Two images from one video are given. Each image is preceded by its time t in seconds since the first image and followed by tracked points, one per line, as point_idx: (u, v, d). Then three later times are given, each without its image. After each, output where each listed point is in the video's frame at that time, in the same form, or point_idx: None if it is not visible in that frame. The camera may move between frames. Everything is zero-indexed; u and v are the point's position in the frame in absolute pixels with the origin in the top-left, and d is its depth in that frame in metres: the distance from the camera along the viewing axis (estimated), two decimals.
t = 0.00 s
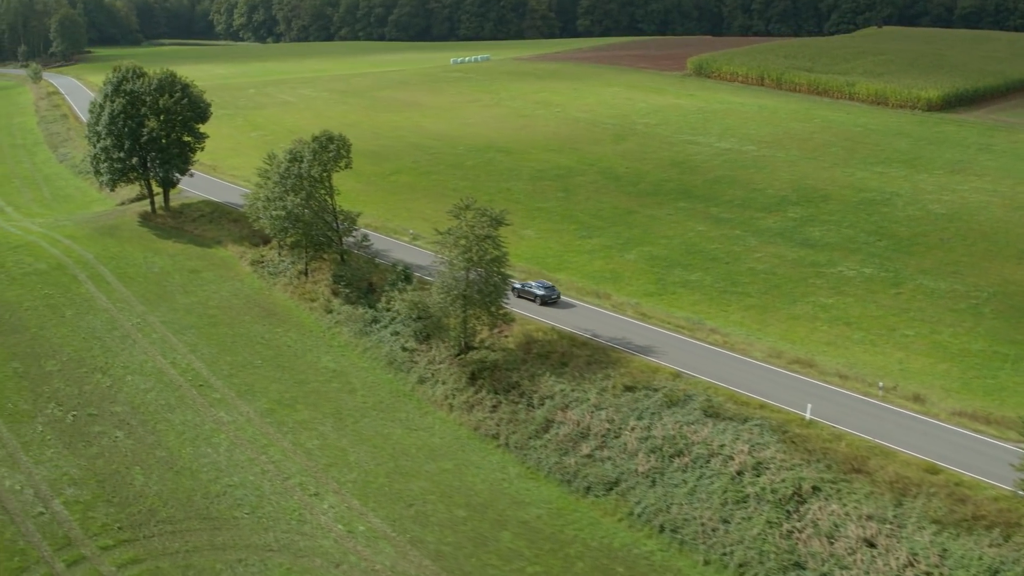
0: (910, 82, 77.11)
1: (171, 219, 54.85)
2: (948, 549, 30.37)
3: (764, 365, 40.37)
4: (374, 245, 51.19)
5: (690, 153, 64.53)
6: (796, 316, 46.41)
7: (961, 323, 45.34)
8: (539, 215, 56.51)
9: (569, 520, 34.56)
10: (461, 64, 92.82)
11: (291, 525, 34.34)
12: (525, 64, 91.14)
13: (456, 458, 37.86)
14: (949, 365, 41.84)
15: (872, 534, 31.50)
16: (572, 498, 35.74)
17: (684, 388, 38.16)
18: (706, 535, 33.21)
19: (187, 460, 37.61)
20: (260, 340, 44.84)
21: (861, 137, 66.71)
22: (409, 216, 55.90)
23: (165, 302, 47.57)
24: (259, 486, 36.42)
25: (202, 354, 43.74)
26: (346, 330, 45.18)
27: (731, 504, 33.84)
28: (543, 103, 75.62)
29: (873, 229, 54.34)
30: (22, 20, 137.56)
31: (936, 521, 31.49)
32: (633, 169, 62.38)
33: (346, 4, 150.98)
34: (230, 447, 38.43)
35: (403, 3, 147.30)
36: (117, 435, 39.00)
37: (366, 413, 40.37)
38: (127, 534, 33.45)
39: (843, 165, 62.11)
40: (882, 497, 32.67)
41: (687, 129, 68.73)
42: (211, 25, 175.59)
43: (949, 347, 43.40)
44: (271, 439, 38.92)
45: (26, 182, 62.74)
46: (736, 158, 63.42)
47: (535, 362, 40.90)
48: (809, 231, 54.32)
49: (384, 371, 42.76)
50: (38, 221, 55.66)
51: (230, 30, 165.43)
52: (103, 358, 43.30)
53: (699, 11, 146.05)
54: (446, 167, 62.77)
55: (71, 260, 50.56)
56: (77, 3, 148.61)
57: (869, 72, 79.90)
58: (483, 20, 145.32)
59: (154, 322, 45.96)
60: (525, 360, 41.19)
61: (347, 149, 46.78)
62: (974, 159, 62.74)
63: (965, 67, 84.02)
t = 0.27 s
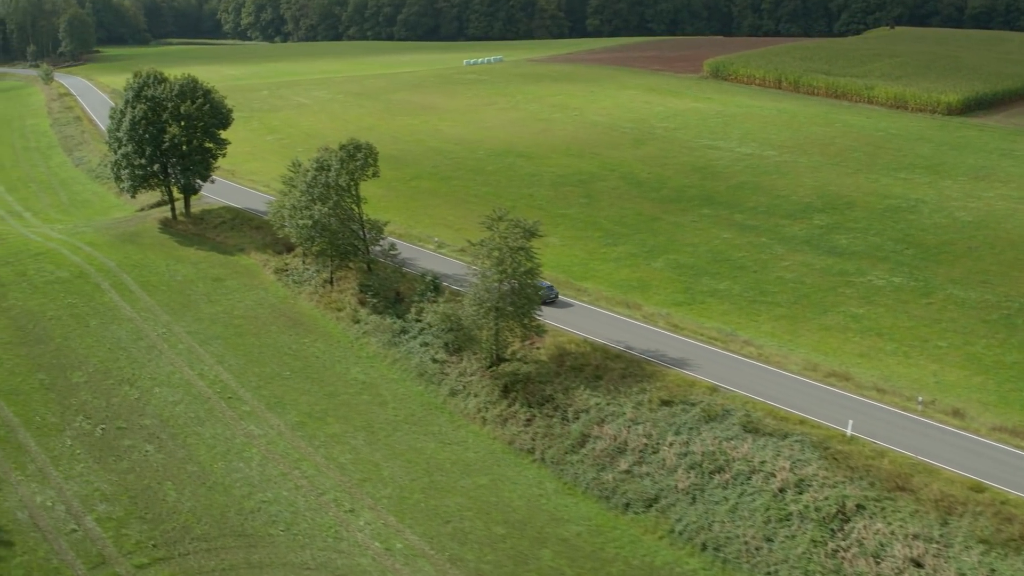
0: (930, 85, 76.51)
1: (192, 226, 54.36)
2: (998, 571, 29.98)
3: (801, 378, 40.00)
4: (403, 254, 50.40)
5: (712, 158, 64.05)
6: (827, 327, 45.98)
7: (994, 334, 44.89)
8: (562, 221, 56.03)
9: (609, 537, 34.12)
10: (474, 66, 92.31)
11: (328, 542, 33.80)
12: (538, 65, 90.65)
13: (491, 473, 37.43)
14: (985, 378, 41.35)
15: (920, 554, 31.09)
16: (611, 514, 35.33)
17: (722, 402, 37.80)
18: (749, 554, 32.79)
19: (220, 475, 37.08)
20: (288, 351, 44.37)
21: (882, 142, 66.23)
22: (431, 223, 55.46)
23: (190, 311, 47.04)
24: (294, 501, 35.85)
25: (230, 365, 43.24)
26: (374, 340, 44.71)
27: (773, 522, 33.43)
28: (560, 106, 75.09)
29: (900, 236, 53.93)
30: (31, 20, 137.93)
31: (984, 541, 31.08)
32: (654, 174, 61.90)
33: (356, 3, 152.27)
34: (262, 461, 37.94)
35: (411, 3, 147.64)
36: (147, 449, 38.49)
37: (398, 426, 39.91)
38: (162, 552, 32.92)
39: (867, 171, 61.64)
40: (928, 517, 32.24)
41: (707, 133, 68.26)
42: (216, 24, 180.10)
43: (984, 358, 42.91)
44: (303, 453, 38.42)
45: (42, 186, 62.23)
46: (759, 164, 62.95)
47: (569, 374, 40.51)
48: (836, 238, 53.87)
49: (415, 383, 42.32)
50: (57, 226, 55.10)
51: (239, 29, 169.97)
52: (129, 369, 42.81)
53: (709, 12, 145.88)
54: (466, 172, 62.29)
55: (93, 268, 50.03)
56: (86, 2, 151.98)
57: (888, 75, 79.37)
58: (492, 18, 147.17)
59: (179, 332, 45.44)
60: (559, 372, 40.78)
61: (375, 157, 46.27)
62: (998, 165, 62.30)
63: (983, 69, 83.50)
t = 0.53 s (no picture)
0: (950, 88, 75.90)
1: (214, 232, 53.90)
2: None
3: (838, 392, 39.56)
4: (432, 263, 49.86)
5: (734, 163, 63.61)
6: (859, 338, 45.51)
7: None
8: (586, 228, 55.57)
9: (650, 555, 33.67)
10: (488, 67, 91.83)
11: (365, 560, 33.20)
12: (553, 66, 90.20)
13: (527, 489, 36.98)
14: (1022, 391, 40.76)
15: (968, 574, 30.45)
16: (651, 532, 34.91)
17: (761, 417, 37.41)
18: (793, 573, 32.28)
19: (253, 490, 36.52)
20: (317, 361, 43.91)
21: (905, 147, 65.80)
22: (455, 230, 55.00)
23: (215, 321, 46.51)
24: (329, 518, 35.21)
25: (258, 376, 42.76)
26: (403, 351, 44.26)
27: (817, 540, 32.89)
28: (577, 109, 74.55)
29: (928, 244, 53.50)
30: (39, 18, 140.43)
31: None
32: (677, 180, 61.46)
33: (363, 2, 154.18)
34: (295, 476, 37.43)
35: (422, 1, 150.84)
36: (177, 464, 37.97)
37: (431, 440, 39.47)
38: (198, 570, 32.27)
39: (891, 177, 61.19)
40: (976, 535, 31.62)
41: (728, 137, 67.81)
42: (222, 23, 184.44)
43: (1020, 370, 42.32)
44: (336, 468, 37.96)
45: (59, 190, 61.71)
46: (781, 169, 62.52)
47: (603, 388, 40.09)
48: (863, 246, 53.41)
49: (446, 395, 41.87)
50: (77, 233, 54.62)
51: (244, 27, 174.60)
52: (156, 381, 42.29)
53: (719, 11, 149.08)
54: (487, 177, 61.87)
55: (115, 276, 49.50)
56: (94, 2, 155.18)
57: (907, 78, 78.92)
58: (501, 17, 150.09)
59: (206, 342, 44.92)
60: (593, 385, 40.35)
61: (403, 166, 45.61)
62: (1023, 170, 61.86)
63: (1002, 71, 83.04)
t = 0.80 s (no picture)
0: (966, 91, 75.35)
1: (232, 238, 53.69)
2: None
3: (869, 404, 39.19)
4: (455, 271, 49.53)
5: (753, 167, 63.19)
6: (886, 347, 45.11)
7: None
8: (607, 233, 55.14)
9: (685, 570, 33.26)
10: (500, 68, 91.58)
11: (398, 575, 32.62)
12: (565, 68, 89.92)
13: (559, 502, 36.59)
14: None
15: None
16: (686, 547, 34.57)
17: (794, 430, 37.11)
18: None
19: (281, 504, 35.98)
20: (341, 371, 43.53)
21: (924, 151, 65.39)
22: (475, 236, 54.59)
23: (237, 329, 46.11)
24: (359, 532, 34.62)
25: (282, 387, 42.38)
26: (428, 360, 43.91)
27: (854, 556, 32.38)
28: (592, 111, 74.09)
29: (952, 251, 53.12)
30: (48, 18, 143.96)
31: None
32: (696, 184, 61.04)
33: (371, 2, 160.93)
34: (323, 489, 36.95)
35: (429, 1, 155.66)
36: (204, 476, 37.46)
37: (459, 451, 39.11)
38: None
39: (911, 183, 60.78)
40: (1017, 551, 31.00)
41: (745, 141, 67.38)
42: (230, 21, 188.20)
43: None
44: (364, 480, 37.57)
45: (73, 194, 61.22)
46: (800, 174, 62.11)
47: (633, 399, 39.76)
48: (886, 253, 53.03)
49: (473, 405, 41.54)
50: (94, 238, 54.17)
51: (253, 27, 181.71)
52: (180, 391, 41.81)
53: (727, 11, 151.97)
54: (505, 182, 61.50)
55: (134, 283, 49.05)
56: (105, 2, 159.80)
57: (922, 80, 78.52)
58: (508, 16, 154.27)
59: (228, 351, 44.50)
60: (622, 397, 40.03)
61: (427, 174, 45.18)
62: None
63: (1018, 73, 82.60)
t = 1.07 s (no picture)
0: (986, 94, 74.74)
1: (253, 245, 53.28)
2: None
3: (907, 419, 38.74)
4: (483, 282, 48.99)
5: (774, 173, 62.72)
6: (919, 358, 44.59)
7: None
8: (631, 241, 54.69)
9: None
10: (513, 70, 91.11)
11: None
12: (579, 70, 89.46)
13: (595, 518, 36.09)
14: None
15: None
16: (726, 564, 34.10)
17: (833, 445, 36.72)
18: None
19: (315, 520, 35.41)
20: (369, 382, 43.04)
21: (946, 157, 64.90)
22: (498, 244, 54.08)
23: (263, 339, 45.66)
24: (395, 548, 34.04)
25: (311, 399, 41.91)
26: (456, 372, 43.47)
27: None
28: (610, 115, 73.58)
29: (979, 260, 52.64)
30: (56, 18, 144.40)
31: None
32: (718, 190, 60.54)
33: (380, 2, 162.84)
34: (357, 504, 36.37)
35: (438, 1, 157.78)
36: (235, 491, 36.96)
37: (492, 466, 38.67)
38: None
39: (935, 189, 60.31)
40: None
41: (765, 146, 66.90)
42: (239, 20, 189.11)
43: None
44: (398, 496, 37.02)
45: (90, 199, 60.72)
46: (823, 180, 61.65)
47: (667, 413, 39.37)
48: (913, 262, 52.58)
49: (504, 418, 41.10)
50: (114, 245, 53.68)
51: (260, 27, 182.65)
52: (208, 404, 41.34)
53: (737, 11, 153.02)
54: (526, 187, 61.02)
55: (157, 291, 48.58)
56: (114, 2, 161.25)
57: (941, 84, 77.97)
58: (517, 16, 155.73)
59: (255, 362, 44.03)
60: (656, 411, 39.61)
61: (456, 183, 44.64)
62: None
63: None
